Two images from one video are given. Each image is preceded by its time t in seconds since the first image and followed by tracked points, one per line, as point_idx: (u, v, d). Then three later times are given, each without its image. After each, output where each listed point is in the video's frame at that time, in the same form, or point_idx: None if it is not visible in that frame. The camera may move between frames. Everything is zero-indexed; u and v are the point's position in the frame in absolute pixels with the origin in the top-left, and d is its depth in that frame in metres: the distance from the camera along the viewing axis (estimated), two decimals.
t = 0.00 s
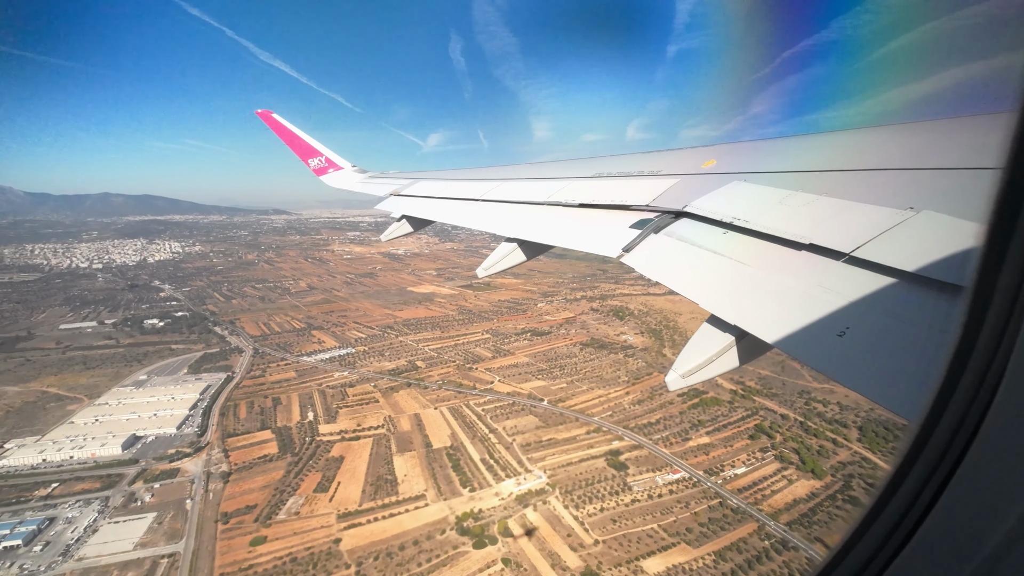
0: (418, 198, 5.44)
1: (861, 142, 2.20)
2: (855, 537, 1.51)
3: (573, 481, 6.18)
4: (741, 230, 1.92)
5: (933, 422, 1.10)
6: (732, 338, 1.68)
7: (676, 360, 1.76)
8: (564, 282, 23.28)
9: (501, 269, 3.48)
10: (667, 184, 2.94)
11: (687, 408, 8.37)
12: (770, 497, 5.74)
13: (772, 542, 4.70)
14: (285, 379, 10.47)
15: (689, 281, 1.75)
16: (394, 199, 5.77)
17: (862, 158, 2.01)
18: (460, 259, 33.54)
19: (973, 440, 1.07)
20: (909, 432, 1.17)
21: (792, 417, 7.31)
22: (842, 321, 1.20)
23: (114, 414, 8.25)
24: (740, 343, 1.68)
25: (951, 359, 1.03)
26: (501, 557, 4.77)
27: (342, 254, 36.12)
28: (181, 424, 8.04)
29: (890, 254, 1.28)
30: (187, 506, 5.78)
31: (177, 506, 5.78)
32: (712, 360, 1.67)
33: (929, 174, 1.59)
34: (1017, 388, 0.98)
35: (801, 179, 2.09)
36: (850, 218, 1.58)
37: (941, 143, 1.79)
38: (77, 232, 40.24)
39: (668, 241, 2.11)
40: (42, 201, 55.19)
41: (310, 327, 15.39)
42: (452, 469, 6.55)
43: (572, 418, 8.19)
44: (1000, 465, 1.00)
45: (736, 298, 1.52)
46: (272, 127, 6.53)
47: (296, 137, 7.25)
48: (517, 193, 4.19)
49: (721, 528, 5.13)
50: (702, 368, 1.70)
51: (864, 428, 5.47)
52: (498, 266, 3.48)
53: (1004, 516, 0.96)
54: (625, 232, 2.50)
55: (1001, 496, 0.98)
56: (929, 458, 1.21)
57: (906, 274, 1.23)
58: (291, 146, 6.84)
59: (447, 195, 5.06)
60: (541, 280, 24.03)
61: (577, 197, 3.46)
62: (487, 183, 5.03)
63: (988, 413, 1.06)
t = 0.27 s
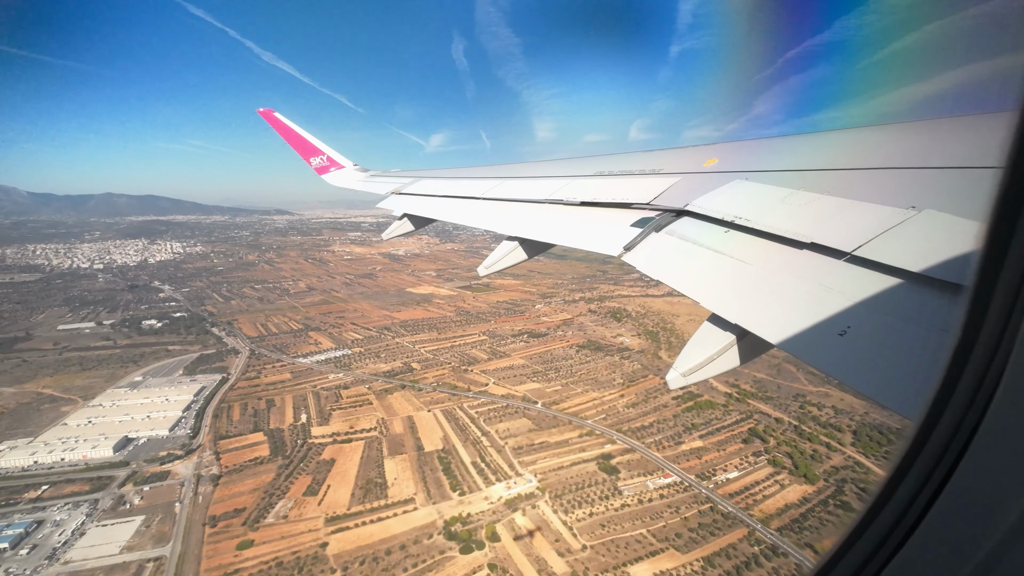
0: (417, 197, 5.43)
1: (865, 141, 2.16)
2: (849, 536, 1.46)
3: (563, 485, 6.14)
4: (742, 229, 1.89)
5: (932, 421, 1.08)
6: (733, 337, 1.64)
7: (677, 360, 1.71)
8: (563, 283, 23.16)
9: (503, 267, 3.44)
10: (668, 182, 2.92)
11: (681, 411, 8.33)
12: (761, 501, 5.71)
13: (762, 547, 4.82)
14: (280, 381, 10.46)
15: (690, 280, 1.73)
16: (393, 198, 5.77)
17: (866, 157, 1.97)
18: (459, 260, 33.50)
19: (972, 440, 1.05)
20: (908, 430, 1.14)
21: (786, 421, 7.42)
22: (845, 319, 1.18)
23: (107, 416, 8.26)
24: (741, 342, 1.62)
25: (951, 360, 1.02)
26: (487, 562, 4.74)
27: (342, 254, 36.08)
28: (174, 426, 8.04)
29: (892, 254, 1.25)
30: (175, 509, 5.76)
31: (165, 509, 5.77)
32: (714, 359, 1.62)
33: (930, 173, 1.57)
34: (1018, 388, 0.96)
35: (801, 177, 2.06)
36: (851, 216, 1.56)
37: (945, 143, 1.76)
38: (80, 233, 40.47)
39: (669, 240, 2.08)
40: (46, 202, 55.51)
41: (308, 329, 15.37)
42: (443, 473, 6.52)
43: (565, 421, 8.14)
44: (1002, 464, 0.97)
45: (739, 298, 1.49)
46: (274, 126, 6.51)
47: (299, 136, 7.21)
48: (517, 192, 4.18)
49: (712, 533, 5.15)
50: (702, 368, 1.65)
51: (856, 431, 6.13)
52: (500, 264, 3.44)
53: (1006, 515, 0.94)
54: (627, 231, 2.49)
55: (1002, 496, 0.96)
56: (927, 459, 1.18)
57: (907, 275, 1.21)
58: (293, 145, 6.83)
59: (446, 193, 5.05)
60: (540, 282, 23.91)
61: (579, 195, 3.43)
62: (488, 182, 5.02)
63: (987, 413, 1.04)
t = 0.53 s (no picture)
0: (417, 197, 5.43)
1: (867, 141, 2.12)
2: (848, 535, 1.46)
3: (553, 489, 6.10)
4: (743, 229, 1.85)
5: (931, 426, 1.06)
6: (734, 337, 1.59)
7: (677, 360, 1.66)
8: (562, 284, 23.06)
9: (501, 267, 3.38)
10: (668, 181, 2.89)
11: (674, 414, 8.28)
12: (752, 506, 5.69)
13: (750, 553, 4.87)
14: (274, 383, 10.43)
15: (689, 279, 1.69)
16: (394, 197, 5.76)
17: (867, 157, 1.94)
18: (459, 260, 33.45)
19: (970, 445, 1.04)
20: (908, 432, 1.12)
21: (779, 425, 7.46)
22: (845, 318, 1.15)
23: (99, 418, 8.27)
24: (742, 342, 1.57)
25: (951, 360, 0.98)
26: (473, 567, 4.71)
27: (342, 254, 36.09)
28: (165, 429, 8.03)
29: (893, 252, 1.22)
30: (162, 513, 5.75)
31: (153, 513, 5.76)
32: (714, 359, 1.57)
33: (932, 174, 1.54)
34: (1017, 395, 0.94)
35: (802, 177, 2.03)
36: (852, 215, 1.52)
37: (948, 142, 1.72)
38: (81, 234, 40.68)
39: (668, 239, 2.04)
40: (48, 203, 55.74)
41: (305, 330, 15.36)
42: (433, 476, 6.49)
43: (558, 424, 8.09)
44: (1001, 469, 0.95)
45: (739, 297, 1.45)
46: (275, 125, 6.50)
47: (300, 135, 7.19)
48: (517, 192, 4.16)
49: (700, 539, 5.15)
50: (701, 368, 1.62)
51: (851, 436, 6.18)
52: (499, 264, 3.38)
53: (1003, 518, 0.93)
54: (626, 230, 2.46)
55: (1000, 499, 0.94)
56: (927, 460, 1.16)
57: (906, 274, 1.18)
58: (294, 145, 6.81)
59: (446, 193, 5.05)
60: (539, 283, 23.84)
61: (580, 194, 3.40)
62: (488, 182, 5.01)
63: (985, 420, 1.01)
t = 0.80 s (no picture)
0: (417, 197, 5.41)
1: (869, 141, 2.08)
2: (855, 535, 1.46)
3: (541, 493, 6.08)
4: (743, 230, 1.82)
5: (930, 427, 1.07)
6: (734, 338, 1.57)
7: (677, 362, 1.64)
8: (559, 285, 23.00)
9: (502, 268, 3.40)
10: (668, 182, 2.86)
11: (666, 417, 8.25)
12: (741, 511, 5.69)
13: (737, 558, 4.91)
14: (267, 385, 10.41)
15: (687, 279, 1.67)
16: (394, 198, 5.74)
17: (868, 156, 1.90)
18: (457, 261, 33.38)
19: (970, 447, 1.04)
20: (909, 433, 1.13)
21: (771, 428, 7.51)
22: (845, 319, 1.13)
23: (89, 421, 8.25)
24: (743, 343, 1.54)
25: (951, 362, 0.96)
26: (458, 572, 4.69)
27: (341, 255, 36.08)
28: (156, 431, 8.02)
29: (892, 253, 1.20)
30: (149, 517, 5.73)
31: (139, 517, 5.74)
32: (713, 360, 1.55)
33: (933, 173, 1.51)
34: (1016, 396, 0.94)
35: (802, 178, 2.00)
36: (851, 215, 1.50)
37: (950, 142, 1.69)
38: (80, 236, 40.84)
39: (668, 240, 2.02)
40: (48, 203, 55.75)
41: (300, 331, 15.33)
42: (421, 480, 6.46)
43: (549, 427, 8.06)
44: (999, 470, 0.95)
45: (739, 298, 1.42)
46: (274, 125, 6.49)
47: (298, 136, 7.18)
48: (517, 192, 4.14)
49: (688, 544, 5.15)
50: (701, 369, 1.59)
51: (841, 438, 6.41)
52: (500, 264, 3.41)
53: (1004, 518, 0.92)
54: (627, 231, 2.43)
55: (1000, 500, 0.94)
56: (928, 463, 1.17)
57: (906, 275, 1.16)
58: (293, 145, 6.80)
59: (445, 194, 5.03)
60: (537, 284, 23.79)
61: (579, 195, 3.39)
62: (488, 182, 4.98)
63: (985, 422, 1.02)
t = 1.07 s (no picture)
0: (414, 199, 5.39)
1: (872, 140, 2.07)
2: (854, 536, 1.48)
3: (529, 496, 6.05)
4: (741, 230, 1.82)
5: (931, 427, 1.10)
6: (733, 339, 1.59)
7: (678, 364, 1.66)
8: (556, 286, 22.92)
9: (502, 269, 3.40)
10: (667, 184, 2.85)
11: (657, 419, 8.23)
12: (729, 514, 5.69)
13: (724, 562, 4.93)
14: (258, 387, 10.36)
15: (685, 281, 1.67)
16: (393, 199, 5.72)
17: (870, 156, 1.90)
18: (455, 261, 33.31)
19: (969, 447, 1.08)
20: (910, 435, 1.16)
21: (762, 430, 7.53)
22: (843, 319, 1.13)
23: (78, 423, 8.21)
24: (742, 344, 1.57)
25: (953, 361, 1.01)
26: None
27: (339, 256, 36.03)
28: (145, 434, 7.98)
29: (891, 252, 1.20)
30: (134, 521, 5.69)
31: (124, 521, 5.70)
32: (713, 361, 1.57)
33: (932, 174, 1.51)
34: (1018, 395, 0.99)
35: (801, 178, 1.99)
36: (851, 215, 1.50)
37: (951, 143, 1.69)
38: (79, 236, 40.89)
39: (667, 240, 2.00)
40: (46, 204, 55.78)
41: (294, 332, 15.28)
42: (409, 483, 6.43)
43: (540, 429, 8.03)
44: (1001, 471, 0.99)
45: (738, 299, 1.42)
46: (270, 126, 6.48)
47: (297, 137, 7.16)
48: (516, 193, 4.11)
49: (675, 548, 5.13)
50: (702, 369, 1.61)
51: (831, 440, 6.58)
52: (501, 266, 3.42)
53: (1004, 518, 0.96)
54: (626, 232, 2.42)
55: (1001, 500, 0.97)
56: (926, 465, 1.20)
57: (902, 274, 1.16)
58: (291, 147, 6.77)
59: (442, 195, 5.01)
60: (533, 284, 23.70)
61: (578, 197, 3.36)
62: (485, 184, 4.95)
63: (984, 423, 1.06)
